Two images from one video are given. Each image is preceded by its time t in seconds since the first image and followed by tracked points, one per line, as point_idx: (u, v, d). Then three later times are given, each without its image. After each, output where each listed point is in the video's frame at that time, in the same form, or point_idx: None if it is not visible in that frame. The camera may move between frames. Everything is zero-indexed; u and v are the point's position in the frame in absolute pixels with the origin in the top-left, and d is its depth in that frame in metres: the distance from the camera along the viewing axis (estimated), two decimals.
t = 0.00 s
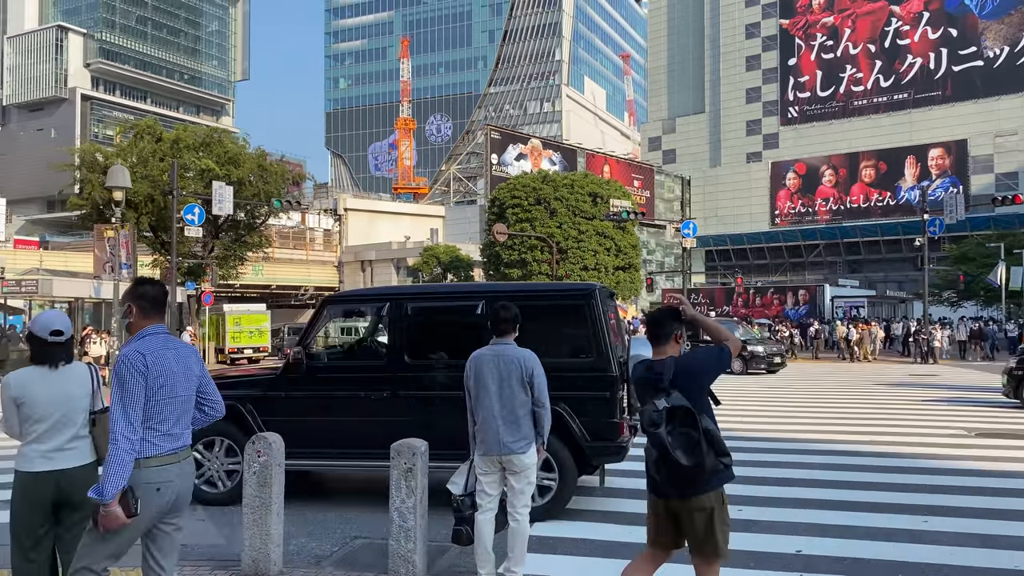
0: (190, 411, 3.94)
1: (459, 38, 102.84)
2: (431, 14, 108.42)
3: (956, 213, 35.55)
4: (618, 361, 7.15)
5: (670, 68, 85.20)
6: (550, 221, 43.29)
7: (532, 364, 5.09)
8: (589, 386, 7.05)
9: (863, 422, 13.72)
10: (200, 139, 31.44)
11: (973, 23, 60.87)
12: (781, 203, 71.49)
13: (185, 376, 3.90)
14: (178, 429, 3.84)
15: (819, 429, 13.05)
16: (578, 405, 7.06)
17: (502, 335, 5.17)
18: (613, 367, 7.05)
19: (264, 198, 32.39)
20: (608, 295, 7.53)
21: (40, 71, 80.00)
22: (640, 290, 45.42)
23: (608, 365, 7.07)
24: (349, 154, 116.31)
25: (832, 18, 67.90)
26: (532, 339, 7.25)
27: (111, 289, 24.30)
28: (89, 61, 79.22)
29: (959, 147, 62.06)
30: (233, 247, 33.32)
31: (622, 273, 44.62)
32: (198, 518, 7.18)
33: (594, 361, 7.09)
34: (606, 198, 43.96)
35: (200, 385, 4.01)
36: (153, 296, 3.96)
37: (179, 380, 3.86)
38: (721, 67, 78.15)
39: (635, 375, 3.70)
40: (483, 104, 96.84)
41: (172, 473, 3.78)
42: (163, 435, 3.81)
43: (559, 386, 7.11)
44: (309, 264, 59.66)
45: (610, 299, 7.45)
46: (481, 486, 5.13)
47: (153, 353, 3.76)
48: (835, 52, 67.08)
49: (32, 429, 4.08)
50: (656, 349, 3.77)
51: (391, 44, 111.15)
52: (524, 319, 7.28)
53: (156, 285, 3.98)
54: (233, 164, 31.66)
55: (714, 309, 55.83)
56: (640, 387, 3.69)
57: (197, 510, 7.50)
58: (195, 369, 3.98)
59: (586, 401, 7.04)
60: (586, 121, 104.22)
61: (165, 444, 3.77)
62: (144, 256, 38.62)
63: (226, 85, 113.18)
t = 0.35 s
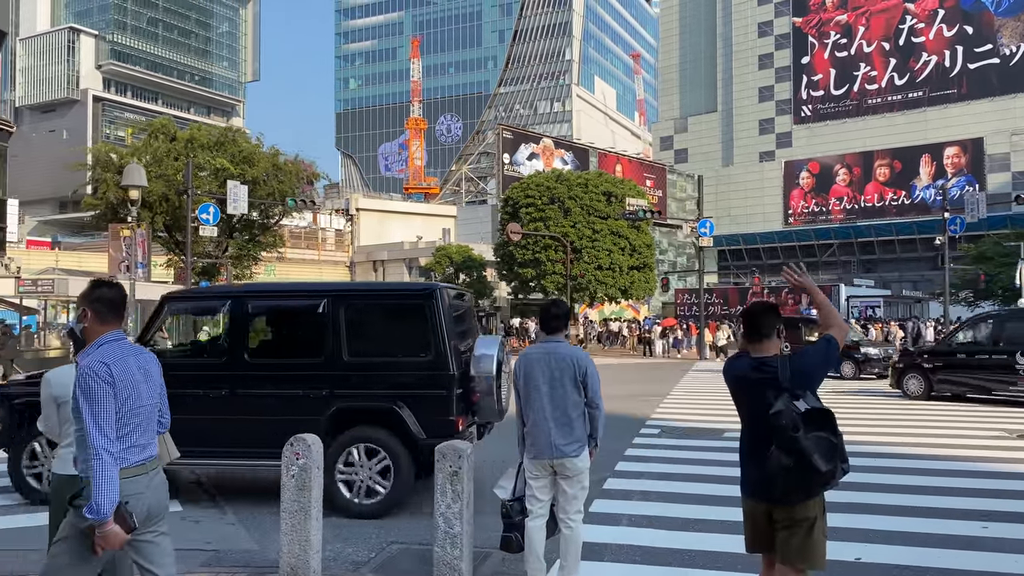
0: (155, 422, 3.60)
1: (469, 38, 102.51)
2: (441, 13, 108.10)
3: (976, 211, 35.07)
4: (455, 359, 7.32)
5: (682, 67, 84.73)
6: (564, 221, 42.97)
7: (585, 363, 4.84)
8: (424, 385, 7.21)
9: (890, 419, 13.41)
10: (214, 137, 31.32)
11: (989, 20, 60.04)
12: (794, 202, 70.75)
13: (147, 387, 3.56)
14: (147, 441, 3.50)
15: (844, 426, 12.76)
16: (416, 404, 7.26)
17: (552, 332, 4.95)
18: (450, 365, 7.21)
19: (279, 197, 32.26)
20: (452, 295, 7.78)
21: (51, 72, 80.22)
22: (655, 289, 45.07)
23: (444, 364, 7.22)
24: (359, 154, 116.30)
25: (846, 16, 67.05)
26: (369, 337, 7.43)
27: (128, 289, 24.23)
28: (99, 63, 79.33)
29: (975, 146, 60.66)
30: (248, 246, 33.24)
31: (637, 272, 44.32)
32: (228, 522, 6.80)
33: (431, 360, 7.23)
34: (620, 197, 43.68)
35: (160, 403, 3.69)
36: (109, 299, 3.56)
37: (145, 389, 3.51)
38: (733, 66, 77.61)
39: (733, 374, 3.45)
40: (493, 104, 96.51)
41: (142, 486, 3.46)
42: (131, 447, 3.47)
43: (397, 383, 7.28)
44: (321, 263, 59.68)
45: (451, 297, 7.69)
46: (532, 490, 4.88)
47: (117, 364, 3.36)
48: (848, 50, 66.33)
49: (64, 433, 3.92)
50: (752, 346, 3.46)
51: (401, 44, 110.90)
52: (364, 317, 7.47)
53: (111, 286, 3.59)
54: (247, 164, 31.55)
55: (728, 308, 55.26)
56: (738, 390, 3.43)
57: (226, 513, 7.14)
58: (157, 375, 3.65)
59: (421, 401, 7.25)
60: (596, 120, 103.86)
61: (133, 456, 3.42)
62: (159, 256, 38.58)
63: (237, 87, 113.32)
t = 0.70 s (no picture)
0: (85, 414, 3.38)
1: (480, 38, 102.28)
2: (451, 13, 107.96)
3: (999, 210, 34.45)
4: (289, 355, 7.42)
5: (693, 65, 84.25)
6: (578, 220, 42.56)
7: (643, 366, 4.53)
8: (256, 382, 7.29)
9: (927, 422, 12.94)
10: (228, 136, 31.22)
11: (1006, 16, 59.26)
12: (808, 202, 70.03)
13: (78, 375, 3.35)
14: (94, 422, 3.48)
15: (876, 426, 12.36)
16: (246, 402, 7.28)
17: (605, 333, 4.63)
18: (282, 363, 7.31)
19: (293, 196, 32.04)
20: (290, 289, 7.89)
21: (64, 73, 80.82)
22: (670, 288, 44.65)
23: (277, 362, 7.32)
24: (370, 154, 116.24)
25: (860, 13, 66.33)
26: (203, 334, 7.47)
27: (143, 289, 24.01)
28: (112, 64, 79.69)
29: (992, 144, 59.97)
30: (262, 245, 33.06)
31: (651, 271, 43.92)
32: (254, 530, 6.49)
33: (264, 357, 7.32)
34: (635, 196, 43.27)
35: (91, 392, 3.45)
36: (32, 277, 3.38)
37: (66, 380, 3.28)
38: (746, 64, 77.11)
39: (828, 375, 3.41)
40: (503, 103, 96.09)
41: (71, 481, 3.24)
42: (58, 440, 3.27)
43: (231, 381, 7.32)
44: (333, 263, 59.75)
45: (288, 293, 7.79)
46: (583, 502, 4.58)
47: (37, 346, 3.18)
48: (863, 48, 65.64)
49: (101, 438, 3.64)
50: (850, 347, 3.47)
51: (411, 44, 110.81)
52: (193, 315, 7.51)
53: (35, 264, 3.40)
54: (261, 163, 31.34)
55: (743, 308, 54.62)
56: (837, 393, 3.39)
57: (253, 520, 6.77)
58: (88, 358, 3.45)
59: (251, 399, 7.28)
60: (607, 119, 103.38)
61: (61, 450, 3.23)
62: (173, 256, 38.47)
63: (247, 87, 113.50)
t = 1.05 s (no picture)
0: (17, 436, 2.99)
1: (492, 38, 102.08)
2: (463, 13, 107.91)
3: None
4: (117, 355, 7.76)
5: (707, 64, 83.78)
6: (594, 219, 42.19)
7: (709, 366, 4.22)
8: (81, 381, 7.59)
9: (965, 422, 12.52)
10: (243, 135, 31.06)
11: None
12: (822, 200, 69.16)
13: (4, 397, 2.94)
14: (36, 460, 3.10)
15: (913, 427, 11.89)
16: (67, 402, 7.60)
17: (668, 332, 4.32)
18: (106, 362, 7.63)
19: (308, 195, 31.87)
20: (126, 290, 8.15)
21: (78, 74, 81.40)
22: (688, 288, 44.29)
23: (101, 361, 7.63)
24: (381, 155, 116.24)
25: (875, 10, 65.62)
26: (28, 334, 7.76)
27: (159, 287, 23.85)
28: (124, 65, 80.14)
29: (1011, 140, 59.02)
30: (277, 245, 32.98)
31: (668, 271, 43.63)
32: (285, 538, 6.21)
33: (86, 356, 7.63)
34: (651, 193, 42.87)
35: (23, 413, 3.05)
36: None
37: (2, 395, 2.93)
38: (760, 62, 76.68)
39: (930, 375, 3.13)
40: (515, 103, 95.79)
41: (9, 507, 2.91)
42: None
43: (49, 379, 7.61)
44: (346, 263, 59.84)
45: (121, 289, 8.09)
46: (643, 512, 4.28)
47: None
48: (879, 45, 64.94)
49: (132, 444, 3.40)
50: (954, 346, 3.19)
51: (423, 44, 110.80)
52: (15, 311, 7.78)
53: None
54: (276, 162, 31.19)
55: (759, 308, 54.11)
56: (940, 393, 3.11)
57: (283, 527, 6.50)
58: (20, 377, 3.01)
59: (71, 399, 7.59)
60: (619, 119, 102.86)
61: None
62: (188, 256, 38.47)
63: (259, 88, 113.77)
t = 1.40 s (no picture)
0: None
1: (506, 38, 101.74)
2: (477, 14, 107.65)
3: None
4: None
5: (722, 63, 83.11)
6: (611, 219, 41.77)
7: (790, 381, 3.88)
8: None
9: (1010, 430, 12.09)
10: (259, 135, 30.90)
11: None
12: (839, 199, 67.31)
13: None
14: None
15: (953, 437, 11.47)
16: None
17: (744, 343, 3.99)
18: None
19: (325, 195, 31.65)
20: None
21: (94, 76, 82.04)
22: (706, 289, 43.94)
23: None
24: (394, 155, 116.24)
25: (893, 9, 64.78)
26: None
27: (178, 289, 23.63)
28: (140, 66, 80.59)
29: None
30: (294, 246, 32.85)
31: (687, 271, 43.25)
32: (320, 554, 5.91)
33: None
34: (668, 193, 42.40)
35: None
36: None
37: None
38: (775, 61, 76.03)
39: None
40: (528, 103, 95.47)
41: None
42: None
43: None
44: (361, 263, 59.95)
45: None
46: (717, 536, 3.93)
47: None
48: (896, 43, 64.03)
49: (171, 464, 3.07)
50: None
51: (436, 44, 110.65)
52: None
53: None
54: (293, 162, 30.99)
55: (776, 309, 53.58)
56: None
57: (317, 542, 6.21)
58: None
59: None
60: (633, 118, 102.30)
61: None
62: (205, 258, 38.40)
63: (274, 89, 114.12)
